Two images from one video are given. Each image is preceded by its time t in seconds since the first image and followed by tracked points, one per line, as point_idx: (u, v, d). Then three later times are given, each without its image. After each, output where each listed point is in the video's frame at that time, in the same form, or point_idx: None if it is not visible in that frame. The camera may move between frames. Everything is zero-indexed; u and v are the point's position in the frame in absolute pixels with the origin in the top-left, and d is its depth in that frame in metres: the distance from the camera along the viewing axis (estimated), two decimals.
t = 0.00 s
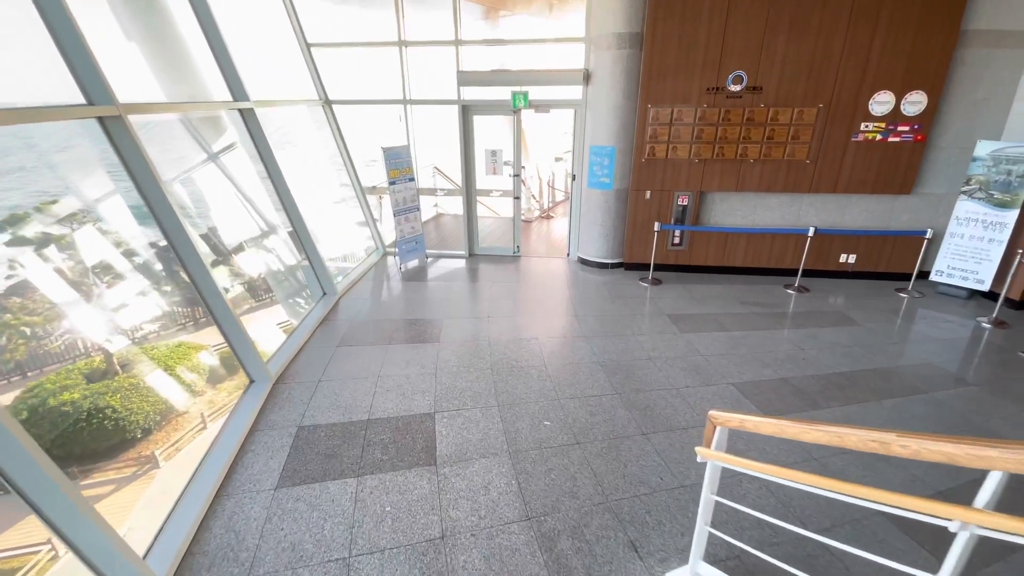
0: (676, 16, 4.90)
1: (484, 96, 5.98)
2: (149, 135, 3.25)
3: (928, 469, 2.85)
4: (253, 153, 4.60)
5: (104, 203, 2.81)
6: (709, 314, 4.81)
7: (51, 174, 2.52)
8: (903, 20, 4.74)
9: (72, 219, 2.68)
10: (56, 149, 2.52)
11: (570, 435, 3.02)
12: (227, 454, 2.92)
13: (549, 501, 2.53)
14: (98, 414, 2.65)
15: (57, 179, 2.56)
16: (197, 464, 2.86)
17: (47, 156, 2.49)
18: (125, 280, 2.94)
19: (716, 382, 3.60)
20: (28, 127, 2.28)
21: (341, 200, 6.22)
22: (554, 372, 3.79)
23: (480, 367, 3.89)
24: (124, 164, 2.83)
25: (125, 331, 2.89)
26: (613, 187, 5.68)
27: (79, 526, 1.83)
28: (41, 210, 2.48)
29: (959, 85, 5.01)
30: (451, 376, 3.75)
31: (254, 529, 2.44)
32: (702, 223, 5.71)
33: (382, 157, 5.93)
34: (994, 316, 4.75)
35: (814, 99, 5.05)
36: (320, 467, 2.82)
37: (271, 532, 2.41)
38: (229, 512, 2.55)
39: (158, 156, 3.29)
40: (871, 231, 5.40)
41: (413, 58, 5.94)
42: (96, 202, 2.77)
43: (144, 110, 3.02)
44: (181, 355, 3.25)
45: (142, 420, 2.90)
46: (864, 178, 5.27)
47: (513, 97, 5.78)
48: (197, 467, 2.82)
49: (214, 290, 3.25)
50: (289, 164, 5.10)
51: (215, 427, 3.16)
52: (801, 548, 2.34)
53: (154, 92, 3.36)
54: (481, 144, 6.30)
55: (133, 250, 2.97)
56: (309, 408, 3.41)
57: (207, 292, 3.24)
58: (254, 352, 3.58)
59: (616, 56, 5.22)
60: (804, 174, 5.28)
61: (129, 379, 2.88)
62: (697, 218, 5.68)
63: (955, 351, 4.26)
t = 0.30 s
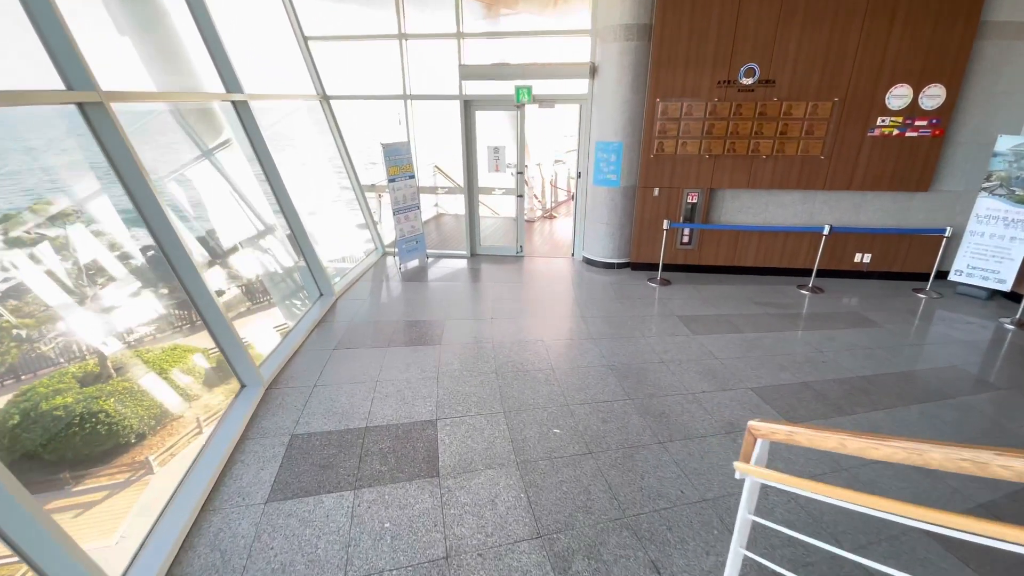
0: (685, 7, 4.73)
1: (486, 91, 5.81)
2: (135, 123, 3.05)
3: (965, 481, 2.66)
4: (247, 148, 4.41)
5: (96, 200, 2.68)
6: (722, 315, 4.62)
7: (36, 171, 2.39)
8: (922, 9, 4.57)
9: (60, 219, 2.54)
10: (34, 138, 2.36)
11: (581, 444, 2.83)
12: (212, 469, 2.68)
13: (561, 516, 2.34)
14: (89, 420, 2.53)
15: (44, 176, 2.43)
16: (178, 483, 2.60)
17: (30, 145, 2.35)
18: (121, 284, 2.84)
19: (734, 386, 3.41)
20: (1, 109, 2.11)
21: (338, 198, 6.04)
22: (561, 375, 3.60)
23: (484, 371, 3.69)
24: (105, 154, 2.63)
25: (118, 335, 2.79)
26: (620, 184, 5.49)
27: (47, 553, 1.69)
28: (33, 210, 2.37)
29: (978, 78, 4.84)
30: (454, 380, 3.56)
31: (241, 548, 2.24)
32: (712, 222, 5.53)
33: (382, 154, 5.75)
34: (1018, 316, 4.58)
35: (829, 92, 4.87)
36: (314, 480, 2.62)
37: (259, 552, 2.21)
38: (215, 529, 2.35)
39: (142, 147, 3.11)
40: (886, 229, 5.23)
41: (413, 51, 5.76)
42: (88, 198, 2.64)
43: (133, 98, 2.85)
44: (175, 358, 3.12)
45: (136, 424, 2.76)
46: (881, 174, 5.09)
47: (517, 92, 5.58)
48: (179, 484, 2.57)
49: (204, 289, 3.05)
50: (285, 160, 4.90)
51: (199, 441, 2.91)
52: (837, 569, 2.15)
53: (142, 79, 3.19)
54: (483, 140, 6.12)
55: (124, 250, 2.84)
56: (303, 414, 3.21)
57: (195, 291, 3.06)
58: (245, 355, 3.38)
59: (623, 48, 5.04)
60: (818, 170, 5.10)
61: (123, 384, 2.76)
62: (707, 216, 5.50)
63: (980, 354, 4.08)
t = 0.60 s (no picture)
0: None
1: (489, 83, 5.62)
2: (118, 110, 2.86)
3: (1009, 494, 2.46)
4: (240, 141, 4.21)
5: (85, 199, 2.51)
6: (735, 316, 4.43)
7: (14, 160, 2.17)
8: None
9: (49, 217, 2.35)
10: (18, 126, 2.19)
11: (594, 454, 2.63)
12: (191, 489, 2.43)
13: (574, 535, 2.14)
14: (82, 424, 2.41)
15: (32, 174, 2.26)
16: (155, 503, 2.36)
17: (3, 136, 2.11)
18: (117, 286, 2.65)
19: (754, 391, 3.21)
20: None
21: (335, 196, 5.85)
22: (570, 379, 3.39)
23: (488, 374, 3.49)
24: (83, 142, 2.43)
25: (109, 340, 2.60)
26: (628, 180, 5.30)
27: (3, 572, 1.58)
28: (25, 210, 2.24)
29: (1001, 69, 4.65)
30: (456, 385, 3.35)
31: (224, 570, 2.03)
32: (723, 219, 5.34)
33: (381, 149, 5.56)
34: None
35: (845, 84, 4.69)
36: (306, 493, 2.42)
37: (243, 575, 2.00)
38: (196, 548, 2.15)
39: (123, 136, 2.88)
40: (904, 227, 5.04)
41: (413, 44, 5.57)
42: (77, 197, 2.47)
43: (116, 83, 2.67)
44: (171, 360, 2.94)
45: (133, 428, 2.62)
46: (899, 169, 4.90)
47: (520, 85, 5.43)
48: (154, 507, 2.32)
49: (191, 288, 2.86)
50: (280, 154, 4.71)
51: (178, 459, 2.63)
52: None
53: (127, 64, 2.99)
54: (485, 136, 5.93)
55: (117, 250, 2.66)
56: (296, 421, 3.01)
57: (181, 292, 2.87)
58: (234, 359, 3.17)
59: (632, 38, 4.85)
60: (834, 165, 4.92)
61: (116, 387, 2.61)
62: (717, 214, 5.31)
63: (1008, 356, 3.88)
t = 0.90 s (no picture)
0: None
1: (491, 74, 5.44)
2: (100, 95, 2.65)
3: None
4: (233, 131, 4.00)
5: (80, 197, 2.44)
6: (749, 314, 4.25)
7: (9, 159, 2.17)
8: None
9: (42, 214, 2.40)
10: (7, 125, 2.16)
11: (608, 460, 2.45)
12: (173, 500, 2.22)
13: (592, 551, 1.95)
14: (77, 425, 2.59)
15: (26, 173, 2.26)
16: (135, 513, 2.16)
17: None
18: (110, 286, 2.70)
19: (774, 393, 3.03)
20: None
21: (332, 191, 5.68)
22: (579, 380, 3.21)
23: (493, 375, 3.31)
24: (60, 126, 2.24)
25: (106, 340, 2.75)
26: (636, 174, 5.12)
27: None
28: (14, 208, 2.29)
29: None
30: (459, 386, 3.17)
31: None
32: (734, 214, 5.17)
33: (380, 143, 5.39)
34: None
35: (863, 73, 4.52)
36: (298, 504, 2.23)
37: None
38: (178, 564, 1.95)
39: (106, 122, 2.69)
40: (922, 221, 4.87)
41: (413, 33, 5.40)
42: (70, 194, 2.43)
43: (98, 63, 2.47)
44: (166, 361, 2.93)
45: (130, 432, 2.69)
46: (916, 162, 4.74)
47: (524, 76, 5.26)
48: (131, 521, 2.10)
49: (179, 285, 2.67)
50: (275, 145, 4.53)
51: (161, 469, 2.41)
52: None
53: (113, 46, 2.79)
54: (487, 129, 5.76)
55: (108, 252, 2.57)
56: (289, 424, 2.82)
57: (168, 287, 2.66)
58: (224, 360, 2.98)
59: (640, 25, 4.67)
60: (849, 158, 4.76)
61: (112, 390, 2.76)
62: (728, 209, 5.14)
63: None
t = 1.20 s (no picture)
0: None
1: (496, 63, 5.24)
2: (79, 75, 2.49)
3: None
4: (225, 120, 3.82)
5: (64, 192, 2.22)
6: (765, 313, 4.06)
7: None
8: None
9: (35, 211, 2.14)
10: None
11: (627, 469, 2.25)
12: (149, 516, 2.01)
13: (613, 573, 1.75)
14: (69, 430, 2.28)
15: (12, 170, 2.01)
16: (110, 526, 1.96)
17: None
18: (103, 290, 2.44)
19: (800, 397, 2.83)
20: None
21: (331, 185, 5.49)
22: (591, 382, 3.01)
23: (499, 377, 3.12)
24: (32, 106, 2.06)
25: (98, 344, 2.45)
26: (645, 168, 4.94)
27: None
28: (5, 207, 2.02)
29: None
30: (463, 389, 2.97)
31: None
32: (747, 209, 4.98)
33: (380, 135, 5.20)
34: None
35: (883, 62, 4.33)
36: (288, 518, 2.03)
37: None
38: None
39: (86, 105, 2.50)
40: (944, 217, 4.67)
41: (415, 21, 5.21)
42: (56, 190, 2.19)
43: (76, 40, 2.32)
44: (160, 361, 2.71)
45: (123, 435, 2.44)
46: (938, 155, 4.54)
47: (529, 65, 5.08)
48: (103, 538, 1.90)
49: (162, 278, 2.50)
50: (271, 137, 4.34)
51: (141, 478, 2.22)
52: None
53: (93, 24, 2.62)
54: (491, 121, 5.57)
55: (104, 251, 2.39)
56: (281, 429, 2.63)
57: (151, 285, 2.50)
58: (214, 361, 2.80)
59: (651, 11, 4.48)
60: (868, 150, 4.57)
61: (107, 391, 2.47)
62: (741, 203, 4.94)
63: None
